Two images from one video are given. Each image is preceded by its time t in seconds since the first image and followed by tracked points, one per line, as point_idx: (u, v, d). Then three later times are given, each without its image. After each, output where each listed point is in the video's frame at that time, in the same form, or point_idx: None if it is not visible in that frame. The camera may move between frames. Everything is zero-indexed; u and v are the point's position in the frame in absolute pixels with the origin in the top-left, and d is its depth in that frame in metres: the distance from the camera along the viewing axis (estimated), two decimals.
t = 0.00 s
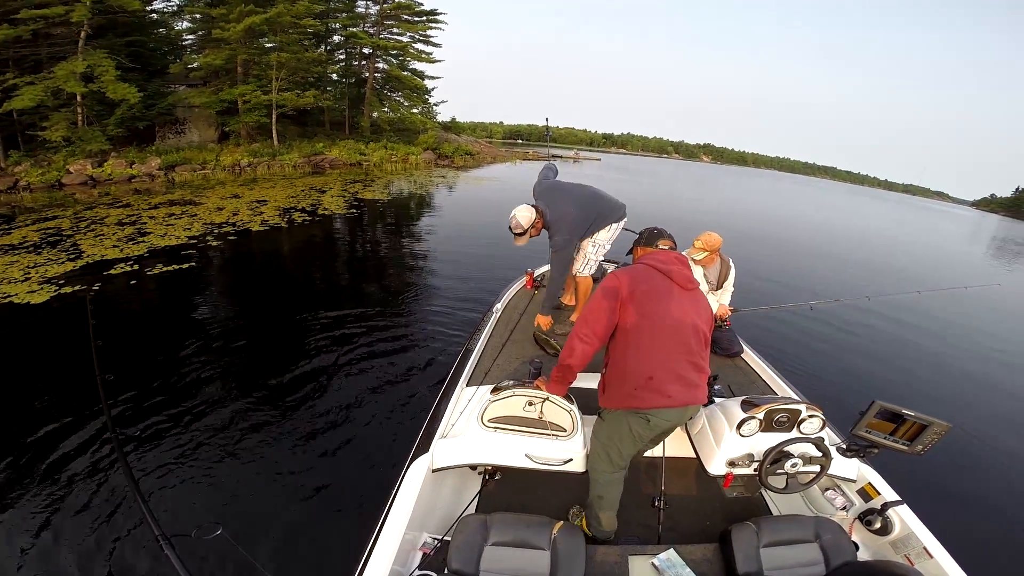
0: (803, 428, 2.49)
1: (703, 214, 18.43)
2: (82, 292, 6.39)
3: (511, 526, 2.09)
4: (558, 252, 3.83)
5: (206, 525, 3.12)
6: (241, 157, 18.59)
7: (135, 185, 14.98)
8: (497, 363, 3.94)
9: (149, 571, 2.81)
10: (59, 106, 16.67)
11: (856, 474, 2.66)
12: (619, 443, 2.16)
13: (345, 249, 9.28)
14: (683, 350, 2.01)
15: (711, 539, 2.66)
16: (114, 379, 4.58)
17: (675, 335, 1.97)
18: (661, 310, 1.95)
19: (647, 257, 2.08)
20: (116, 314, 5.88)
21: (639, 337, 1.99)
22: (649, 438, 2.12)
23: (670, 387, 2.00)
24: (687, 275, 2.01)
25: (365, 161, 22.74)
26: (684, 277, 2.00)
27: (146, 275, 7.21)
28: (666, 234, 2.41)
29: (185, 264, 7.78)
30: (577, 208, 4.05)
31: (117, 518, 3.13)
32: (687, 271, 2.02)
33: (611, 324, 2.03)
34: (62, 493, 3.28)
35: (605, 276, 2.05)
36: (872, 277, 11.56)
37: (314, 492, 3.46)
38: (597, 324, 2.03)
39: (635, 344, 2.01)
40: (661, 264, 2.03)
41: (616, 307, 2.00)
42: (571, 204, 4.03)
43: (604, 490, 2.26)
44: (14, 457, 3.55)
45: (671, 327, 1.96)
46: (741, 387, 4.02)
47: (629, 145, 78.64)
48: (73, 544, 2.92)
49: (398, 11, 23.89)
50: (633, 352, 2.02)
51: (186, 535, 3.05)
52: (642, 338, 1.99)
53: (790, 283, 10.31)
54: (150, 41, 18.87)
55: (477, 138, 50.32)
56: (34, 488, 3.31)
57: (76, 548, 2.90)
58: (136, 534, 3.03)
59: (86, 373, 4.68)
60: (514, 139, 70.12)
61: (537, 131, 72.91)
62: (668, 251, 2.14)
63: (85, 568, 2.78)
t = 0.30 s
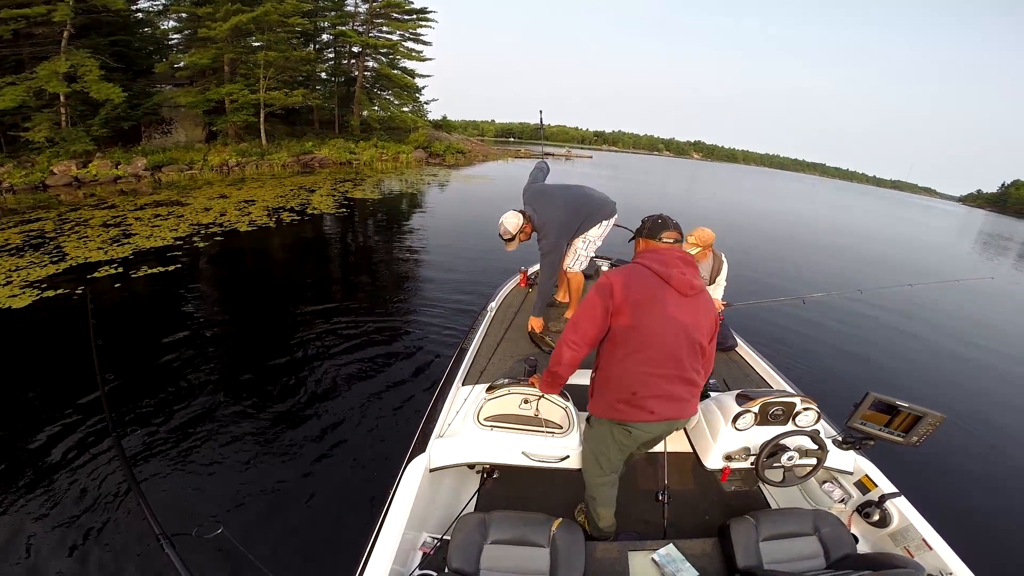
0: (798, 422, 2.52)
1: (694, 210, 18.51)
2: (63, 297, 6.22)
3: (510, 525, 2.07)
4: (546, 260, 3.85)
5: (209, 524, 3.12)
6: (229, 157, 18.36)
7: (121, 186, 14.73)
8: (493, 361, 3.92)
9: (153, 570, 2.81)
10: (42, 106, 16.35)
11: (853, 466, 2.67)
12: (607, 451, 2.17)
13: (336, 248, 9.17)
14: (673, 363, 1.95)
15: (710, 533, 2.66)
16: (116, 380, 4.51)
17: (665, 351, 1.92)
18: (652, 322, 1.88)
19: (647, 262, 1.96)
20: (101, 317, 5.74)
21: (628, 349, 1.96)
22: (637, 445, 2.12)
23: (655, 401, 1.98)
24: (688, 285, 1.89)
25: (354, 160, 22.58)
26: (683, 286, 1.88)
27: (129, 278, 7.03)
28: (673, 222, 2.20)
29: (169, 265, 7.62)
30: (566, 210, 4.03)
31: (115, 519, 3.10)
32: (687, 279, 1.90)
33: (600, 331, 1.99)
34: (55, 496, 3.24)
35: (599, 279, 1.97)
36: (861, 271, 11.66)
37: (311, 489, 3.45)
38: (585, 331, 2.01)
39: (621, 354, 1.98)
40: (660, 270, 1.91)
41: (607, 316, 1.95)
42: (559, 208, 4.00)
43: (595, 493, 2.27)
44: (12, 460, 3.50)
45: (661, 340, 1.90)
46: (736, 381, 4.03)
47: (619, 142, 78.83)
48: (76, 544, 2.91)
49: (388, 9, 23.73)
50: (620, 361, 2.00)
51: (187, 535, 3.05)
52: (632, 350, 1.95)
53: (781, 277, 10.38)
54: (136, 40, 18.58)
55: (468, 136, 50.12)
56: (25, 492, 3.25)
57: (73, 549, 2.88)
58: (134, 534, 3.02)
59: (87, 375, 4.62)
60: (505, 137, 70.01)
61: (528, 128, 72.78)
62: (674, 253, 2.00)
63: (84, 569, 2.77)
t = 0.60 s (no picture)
0: (783, 419, 2.55)
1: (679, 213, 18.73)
2: (33, 303, 5.95)
3: (501, 526, 2.06)
4: (534, 264, 3.91)
5: (209, 523, 3.14)
6: (212, 159, 18.03)
7: (100, 188, 14.35)
8: (482, 363, 3.92)
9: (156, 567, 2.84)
10: (17, 106, 15.87)
11: (838, 463, 2.73)
12: (593, 460, 2.11)
13: (321, 251, 9.06)
14: (661, 390, 1.81)
15: (701, 531, 2.69)
16: (114, 376, 4.58)
17: (649, 383, 1.77)
18: (641, 353, 1.70)
19: (642, 279, 1.70)
20: (79, 322, 5.57)
21: (610, 378, 1.82)
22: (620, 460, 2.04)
23: (637, 427, 1.89)
24: (681, 314, 1.65)
25: (340, 162, 22.37)
26: (679, 313, 1.65)
27: (104, 283, 6.75)
28: (676, 215, 1.76)
29: (146, 270, 7.35)
30: (554, 211, 4.05)
31: (111, 520, 3.09)
32: (685, 305, 1.65)
33: (585, 355, 1.84)
34: (47, 497, 3.21)
35: (586, 299, 1.75)
36: (840, 272, 11.92)
37: (306, 490, 3.46)
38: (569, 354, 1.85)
39: (607, 380, 1.85)
40: (654, 294, 1.66)
41: (588, 343, 1.79)
42: (545, 211, 4.02)
43: (582, 498, 2.25)
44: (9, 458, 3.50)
45: (649, 370, 1.74)
46: (722, 380, 4.09)
47: (606, 145, 79.50)
48: (76, 541, 2.92)
49: (374, 10, 23.60)
50: (605, 385, 1.87)
51: (186, 533, 3.06)
52: (613, 379, 1.82)
53: (765, 279, 10.56)
54: (116, 40, 18.19)
55: (454, 138, 50.06)
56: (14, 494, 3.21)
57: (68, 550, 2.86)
58: (132, 534, 3.02)
59: (85, 371, 4.66)
60: (492, 139, 70.08)
61: (516, 131, 72.88)
62: (675, 265, 1.72)
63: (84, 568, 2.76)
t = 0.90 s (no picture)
0: (783, 420, 2.57)
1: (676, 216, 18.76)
2: (27, 311, 5.84)
3: (503, 528, 2.06)
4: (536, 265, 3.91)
5: (211, 523, 3.15)
6: (209, 164, 18.03)
7: (96, 194, 14.32)
8: (482, 366, 3.91)
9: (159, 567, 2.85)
10: (13, 112, 15.84)
11: (839, 464, 2.73)
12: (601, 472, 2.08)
13: (318, 256, 9.03)
14: (657, 406, 1.76)
15: (703, 533, 2.69)
16: (118, 376, 4.60)
17: (641, 397, 1.72)
18: (631, 370, 1.67)
19: (634, 294, 1.63)
20: (75, 328, 5.52)
21: (602, 389, 1.81)
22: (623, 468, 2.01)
23: (633, 441, 1.85)
24: (672, 332, 1.57)
25: (337, 167, 22.39)
26: (672, 332, 1.57)
27: (99, 291, 6.62)
28: (683, 215, 1.61)
29: (140, 278, 7.24)
30: (551, 211, 4.08)
31: (117, 520, 3.11)
32: (677, 324, 1.56)
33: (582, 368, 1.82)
34: (53, 499, 3.24)
35: (579, 313, 1.73)
36: (838, 274, 11.93)
37: (308, 492, 3.46)
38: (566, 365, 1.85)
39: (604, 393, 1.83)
40: (646, 311, 1.59)
41: (579, 356, 1.79)
42: (543, 211, 4.04)
43: (587, 503, 2.26)
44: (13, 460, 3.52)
45: (642, 386, 1.70)
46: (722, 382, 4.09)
47: (604, 149, 79.69)
48: (79, 543, 2.93)
49: (370, 15, 23.68)
50: (602, 399, 1.85)
51: (190, 534, 3.07)
52: (605, 391, 1.80)
53: (763, 280, 10.57)
54: (112, 46, 18.21)
55: (452, 142, 50.14)
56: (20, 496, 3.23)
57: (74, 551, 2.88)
58: (137, 533, 3.05)
59: (89, 372, 4.69)
60: (490, 143, 70.24)
61: (513, 135, 73.02)
62: (673, 277, 1.60)
63: (90, 567, 2.78)
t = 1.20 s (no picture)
0: (785, 419, 2.58)
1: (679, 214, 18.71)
2: (27, 308, 5.85)
3: (502, 525, 2.07)
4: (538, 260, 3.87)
5: (213, 523, 3.15)
6: (211, 161, 18.09)
7: (99, 191, 14.38)
8: (483, 362, 3.91)
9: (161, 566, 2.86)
10: (16, 109, 15.89)
11: (839, 463, 2.73)
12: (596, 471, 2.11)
13: (320, 253, 9.05)
14: (655, 407, 1.72)
15: (701, 530, 2.71)
16: (120, 375, 4.62)
17: (639, 396, 1.71)
18: (629, 367, 1.65)
19: (639, 290, 1.60)
20: (77, 325, 5.54)
21: (603, 385, 1.80)
22: (626, 471, 2.01)
23: (630, 438, 1.84)
24: (672, 333, 1.53)
25: (340, 164, 22.42)
26: (672, 332, 1.53)
27: (99, 288, 6.63)
28: (701, 210, 1.56)
29: (140, 274, 7.27)
30: (553, 206, 4.07)
31: (119, 519, 3.12)
32: (677, 324, 1.52)
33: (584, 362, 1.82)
34: (58, 498, 3.25)
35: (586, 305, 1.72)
36: (840, 273, 11.89)
37: (310, 493, 3.45)
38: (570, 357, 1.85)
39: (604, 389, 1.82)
40: (648, 308, 1.57)
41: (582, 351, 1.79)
42: (545, 206, 4.04)
43: (589, 503, 2.25)
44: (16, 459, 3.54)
45: (640, 385, 1.67)
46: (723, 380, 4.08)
47: (608, 146, 79.56)
48: (82, 542, 2.94)
49: (373, 12, 23.64)
50: (602, 394, 1.84)
51: (192, 533, 3.08)
52: (605, 386, 1.80)
53: (766, 279, 10.54)
54: (115, 42, 18.24)
55: (454, 138, 50.04)
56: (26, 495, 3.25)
57: (77, 551, 2.88)
58: (140, 532, 3.06)
59: (91, 371, 4.71)
60: (493, 140, 70.19)
61: (515, 132, 72.90)
62: (680, 278, 1.56)
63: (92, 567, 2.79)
